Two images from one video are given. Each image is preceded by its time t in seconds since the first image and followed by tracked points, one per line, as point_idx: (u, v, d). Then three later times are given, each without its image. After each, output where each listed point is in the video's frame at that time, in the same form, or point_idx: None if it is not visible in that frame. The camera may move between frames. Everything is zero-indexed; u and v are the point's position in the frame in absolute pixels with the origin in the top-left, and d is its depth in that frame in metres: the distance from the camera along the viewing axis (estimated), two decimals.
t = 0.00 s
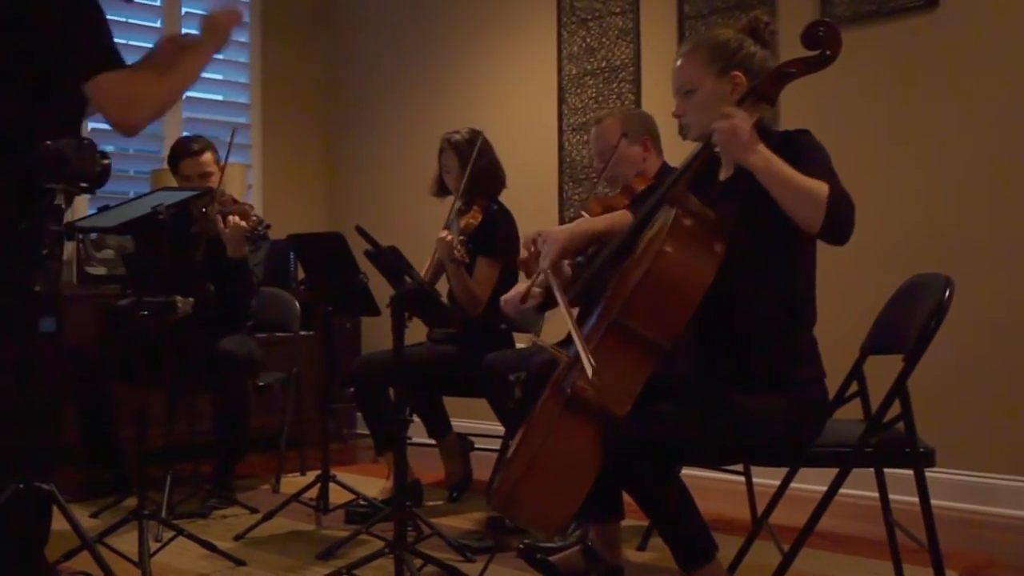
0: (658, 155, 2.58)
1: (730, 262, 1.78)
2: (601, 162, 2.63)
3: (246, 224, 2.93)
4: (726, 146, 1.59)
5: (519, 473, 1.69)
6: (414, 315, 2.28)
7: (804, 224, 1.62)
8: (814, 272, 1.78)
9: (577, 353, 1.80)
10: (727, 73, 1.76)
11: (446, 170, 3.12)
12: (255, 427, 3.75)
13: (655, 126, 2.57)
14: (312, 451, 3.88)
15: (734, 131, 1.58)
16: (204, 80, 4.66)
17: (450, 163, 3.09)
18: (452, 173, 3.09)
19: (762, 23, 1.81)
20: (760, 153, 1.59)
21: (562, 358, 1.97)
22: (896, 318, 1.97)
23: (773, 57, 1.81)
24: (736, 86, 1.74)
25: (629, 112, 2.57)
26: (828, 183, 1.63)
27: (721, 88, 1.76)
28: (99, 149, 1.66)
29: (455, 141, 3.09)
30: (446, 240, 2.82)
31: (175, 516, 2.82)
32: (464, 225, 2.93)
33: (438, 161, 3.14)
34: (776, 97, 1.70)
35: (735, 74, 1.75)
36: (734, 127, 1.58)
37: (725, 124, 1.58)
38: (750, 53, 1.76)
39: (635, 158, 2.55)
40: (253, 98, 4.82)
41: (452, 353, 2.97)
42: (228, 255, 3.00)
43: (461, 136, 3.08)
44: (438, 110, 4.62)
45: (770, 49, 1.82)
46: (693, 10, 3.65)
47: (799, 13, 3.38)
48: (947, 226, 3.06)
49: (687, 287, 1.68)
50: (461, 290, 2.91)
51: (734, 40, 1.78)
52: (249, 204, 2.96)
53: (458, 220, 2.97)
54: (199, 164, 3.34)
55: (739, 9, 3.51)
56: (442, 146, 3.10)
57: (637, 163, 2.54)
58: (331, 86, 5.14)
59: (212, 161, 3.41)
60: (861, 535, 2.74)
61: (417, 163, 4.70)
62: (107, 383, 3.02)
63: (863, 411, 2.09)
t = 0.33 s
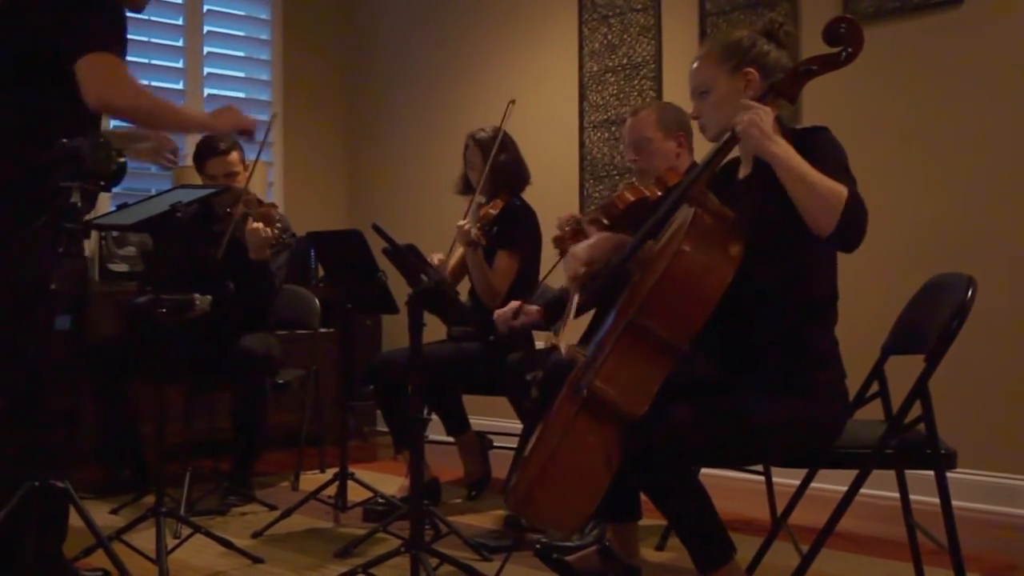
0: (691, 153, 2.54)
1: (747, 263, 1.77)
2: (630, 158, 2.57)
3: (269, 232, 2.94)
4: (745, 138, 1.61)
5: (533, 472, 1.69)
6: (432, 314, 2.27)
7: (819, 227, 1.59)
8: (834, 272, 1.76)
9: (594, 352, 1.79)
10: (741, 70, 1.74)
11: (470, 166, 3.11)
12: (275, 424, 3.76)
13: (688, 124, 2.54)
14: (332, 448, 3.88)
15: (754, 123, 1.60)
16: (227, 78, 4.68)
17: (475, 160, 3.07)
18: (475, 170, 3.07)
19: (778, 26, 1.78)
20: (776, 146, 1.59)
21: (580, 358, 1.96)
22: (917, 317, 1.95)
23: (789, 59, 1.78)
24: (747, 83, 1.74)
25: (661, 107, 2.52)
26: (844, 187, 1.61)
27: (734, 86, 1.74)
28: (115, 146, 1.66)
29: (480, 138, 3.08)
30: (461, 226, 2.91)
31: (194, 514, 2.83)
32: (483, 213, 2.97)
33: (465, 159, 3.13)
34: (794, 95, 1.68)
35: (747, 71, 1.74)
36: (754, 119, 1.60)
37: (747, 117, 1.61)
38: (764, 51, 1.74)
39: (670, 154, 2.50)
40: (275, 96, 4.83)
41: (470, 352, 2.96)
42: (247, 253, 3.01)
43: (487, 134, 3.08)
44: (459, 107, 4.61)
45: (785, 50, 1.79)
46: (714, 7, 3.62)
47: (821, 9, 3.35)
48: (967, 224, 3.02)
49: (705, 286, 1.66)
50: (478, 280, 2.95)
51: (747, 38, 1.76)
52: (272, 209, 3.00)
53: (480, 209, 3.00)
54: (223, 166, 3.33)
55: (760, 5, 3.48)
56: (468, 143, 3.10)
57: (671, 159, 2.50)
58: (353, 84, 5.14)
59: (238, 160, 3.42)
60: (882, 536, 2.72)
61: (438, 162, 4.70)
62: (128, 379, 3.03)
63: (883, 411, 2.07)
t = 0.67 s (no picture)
0: (707, 151, 2.51)
1: (765, 262, 1.75)
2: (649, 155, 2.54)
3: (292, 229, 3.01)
4: (739, 128, 1.58)
5: (549, 472, 1.69)
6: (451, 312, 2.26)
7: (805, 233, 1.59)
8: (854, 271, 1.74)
9: (610, 349, 1.78)
10: (761, 67, 1.73)
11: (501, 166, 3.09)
12: (296, 421, 3.77)
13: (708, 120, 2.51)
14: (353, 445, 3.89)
15: (749, 114, 1.57)
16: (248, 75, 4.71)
17: (506, 160, 3.05)
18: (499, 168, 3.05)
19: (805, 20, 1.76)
20: (764, 141, 1.57)
21: (597, 356, 1.95)
22: (940, 317, 1.93)
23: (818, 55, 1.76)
24: (770, 80, 1.72)
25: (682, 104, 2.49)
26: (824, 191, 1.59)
27: (754, 83, 1.73)
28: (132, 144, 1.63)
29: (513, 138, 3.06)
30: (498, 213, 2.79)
31: (212, 511, 2.84)
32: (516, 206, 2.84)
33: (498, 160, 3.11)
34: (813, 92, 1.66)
35: (770, 69, 1.72)
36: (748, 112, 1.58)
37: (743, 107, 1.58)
38: (791, 46, 1.72)
39: (687, 152, 2.47)
40: (296, 93, 4.85)
41: (487, 350, 2.95)
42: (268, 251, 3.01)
43: (519, 133, 3.05)
44: (479, 105, 4.60)
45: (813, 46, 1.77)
46: (737, 3, 3.59)
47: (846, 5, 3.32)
48: (990, 223, 2.98)
49: (720, 284, 1.65)
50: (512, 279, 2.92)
51: (774, 34, 1.74)
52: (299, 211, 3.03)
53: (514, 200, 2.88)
54: (252, 164, 3.30)
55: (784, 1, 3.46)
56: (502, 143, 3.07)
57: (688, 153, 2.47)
58: (376, 80, 5.14)
59: (267, 158, 3.38)
60: (901, 538, 2.69)
61: (458, 159, 4.69)
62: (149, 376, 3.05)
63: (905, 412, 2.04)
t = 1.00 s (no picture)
0: (718, 149, 2.46)
1: (781, 263, 1.73)
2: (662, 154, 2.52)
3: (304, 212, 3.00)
4: (767, 125, 1.57)
5: (565, 474, 1.68)
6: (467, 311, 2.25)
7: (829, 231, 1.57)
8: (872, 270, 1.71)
9: (627, 349, 1.77)
10: (776, 66, 1.71)
11: (509, 168, 3.07)
12: (315, 418, 3.77)
13: (719, 120, 2.45)
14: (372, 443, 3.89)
15: (777, 111, 1.56)
16: (269, 74, 4.72)
17: (512, 163, 3.04)
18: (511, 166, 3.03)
19: (818, 18, 1.74)
20: (789, 142, 1.56)
21: (612, 356, 1.94)
22: (961, 318, 1.90)
23: (830, 53, 1.74)
24: (785, 80, 1.70)
25: (690, 104, 2.45)
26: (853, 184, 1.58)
27: (769, 81, 1.70)
28: (145, 141, 1.65)
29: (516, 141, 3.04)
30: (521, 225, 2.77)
31: (230, 509, 2.84)
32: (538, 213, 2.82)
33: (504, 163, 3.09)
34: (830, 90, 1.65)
35: (784, 69, 1.70)
36: (776, 109, 1.57)
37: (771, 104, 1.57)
38: (804, 44, 1.70)
39: (695, 152, 2.43)
40: (317, 91, 4.86)
41: (504, 348, 2.94)
42: (285, 249, 3.01)
43: (523, 136, 3.04)
44: (500, 101, 4.59)
45: (826, 45, 1.75)
46: None
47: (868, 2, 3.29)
48: (1014, 222, 2.94)
49: (740, 285, 1.64)
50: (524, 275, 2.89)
51: (786, 33, 1.72)
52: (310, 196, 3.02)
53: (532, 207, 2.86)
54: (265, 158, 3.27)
55: None
56: (507, 146, 3.06)
57: (696, 153, 2.43)
58: (397, 77, 5.14)
59: (279, 153, 3.35)
60: (922, 539, 2.66)
61: (478, 157, 4.69)
62: (168, 373, 3.06)
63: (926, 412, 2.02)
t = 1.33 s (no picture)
0: (735, 147, 2.44)
1: (800, 261, 1.71)
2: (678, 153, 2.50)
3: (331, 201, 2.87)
4: (786, 120, 1.56)
5: (578, 473, 1.68)
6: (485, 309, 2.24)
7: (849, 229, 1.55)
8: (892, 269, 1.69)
9: (644, 347, 1.76)
10: (798, 62, 1.69)
11: (519, 164, 3.05)
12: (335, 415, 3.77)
13: (735, 118, 2.44)
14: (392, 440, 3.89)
15: (797, 107, 1.55)
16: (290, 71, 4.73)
17: (523, 159, 3.02)
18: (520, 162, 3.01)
19: (840, 13, 1.73)
20: (815, 139, 1.53)
21: (629, 355, 1.93)
22: (983, 317, 1.88)
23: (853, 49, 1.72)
24: (807, 75, 1.68)
25: (706, 103, 2.44)
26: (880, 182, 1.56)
27: (792, 77, 1.69)
28: (158, 139, 1.65)
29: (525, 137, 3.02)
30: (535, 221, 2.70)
31: (248, 506, 2.84)
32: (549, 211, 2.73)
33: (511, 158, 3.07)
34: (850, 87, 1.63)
35: (806, 64, 1.68)
36: (797, 104, 1.55)
37: (789, 99, 1.55)
38: (825, 41, 1.69)
39: (712, 151, 2.41)
40: (338, 88, 4.86)
41: (521, 346, 2.92)
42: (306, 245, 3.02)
43: (532, 132, 3.01)
44: (520, 99, 4.58)
45: (850, 40, 1.74)
46: None
47: None
48: None
49: (755, 284, 1.63)
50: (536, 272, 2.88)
51: (808, 29, 1.70)
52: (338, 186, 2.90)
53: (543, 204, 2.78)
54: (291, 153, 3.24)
55: None
56: (513, 142, 3.03)
57: (715, 152, 2.42)
58: (417, 74, 5.14)
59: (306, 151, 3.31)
60: (943, 540, 2.64)
61: (497, 154, 4.68)
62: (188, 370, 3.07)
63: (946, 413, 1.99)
